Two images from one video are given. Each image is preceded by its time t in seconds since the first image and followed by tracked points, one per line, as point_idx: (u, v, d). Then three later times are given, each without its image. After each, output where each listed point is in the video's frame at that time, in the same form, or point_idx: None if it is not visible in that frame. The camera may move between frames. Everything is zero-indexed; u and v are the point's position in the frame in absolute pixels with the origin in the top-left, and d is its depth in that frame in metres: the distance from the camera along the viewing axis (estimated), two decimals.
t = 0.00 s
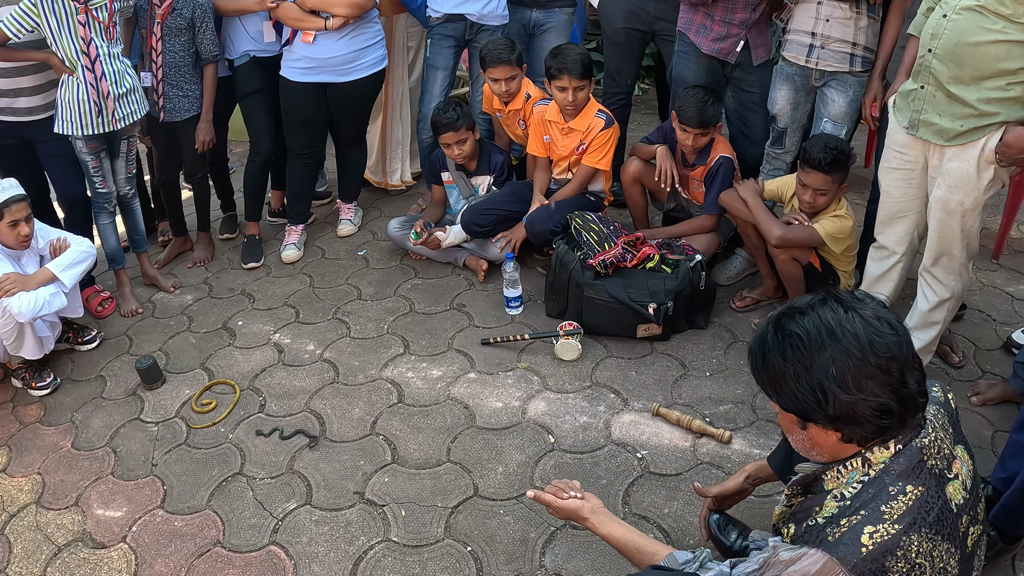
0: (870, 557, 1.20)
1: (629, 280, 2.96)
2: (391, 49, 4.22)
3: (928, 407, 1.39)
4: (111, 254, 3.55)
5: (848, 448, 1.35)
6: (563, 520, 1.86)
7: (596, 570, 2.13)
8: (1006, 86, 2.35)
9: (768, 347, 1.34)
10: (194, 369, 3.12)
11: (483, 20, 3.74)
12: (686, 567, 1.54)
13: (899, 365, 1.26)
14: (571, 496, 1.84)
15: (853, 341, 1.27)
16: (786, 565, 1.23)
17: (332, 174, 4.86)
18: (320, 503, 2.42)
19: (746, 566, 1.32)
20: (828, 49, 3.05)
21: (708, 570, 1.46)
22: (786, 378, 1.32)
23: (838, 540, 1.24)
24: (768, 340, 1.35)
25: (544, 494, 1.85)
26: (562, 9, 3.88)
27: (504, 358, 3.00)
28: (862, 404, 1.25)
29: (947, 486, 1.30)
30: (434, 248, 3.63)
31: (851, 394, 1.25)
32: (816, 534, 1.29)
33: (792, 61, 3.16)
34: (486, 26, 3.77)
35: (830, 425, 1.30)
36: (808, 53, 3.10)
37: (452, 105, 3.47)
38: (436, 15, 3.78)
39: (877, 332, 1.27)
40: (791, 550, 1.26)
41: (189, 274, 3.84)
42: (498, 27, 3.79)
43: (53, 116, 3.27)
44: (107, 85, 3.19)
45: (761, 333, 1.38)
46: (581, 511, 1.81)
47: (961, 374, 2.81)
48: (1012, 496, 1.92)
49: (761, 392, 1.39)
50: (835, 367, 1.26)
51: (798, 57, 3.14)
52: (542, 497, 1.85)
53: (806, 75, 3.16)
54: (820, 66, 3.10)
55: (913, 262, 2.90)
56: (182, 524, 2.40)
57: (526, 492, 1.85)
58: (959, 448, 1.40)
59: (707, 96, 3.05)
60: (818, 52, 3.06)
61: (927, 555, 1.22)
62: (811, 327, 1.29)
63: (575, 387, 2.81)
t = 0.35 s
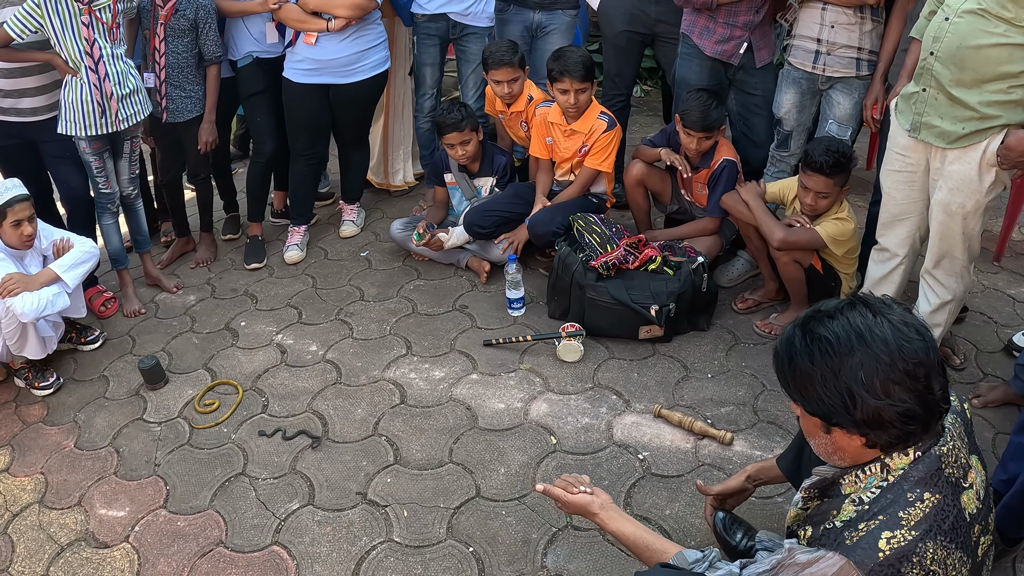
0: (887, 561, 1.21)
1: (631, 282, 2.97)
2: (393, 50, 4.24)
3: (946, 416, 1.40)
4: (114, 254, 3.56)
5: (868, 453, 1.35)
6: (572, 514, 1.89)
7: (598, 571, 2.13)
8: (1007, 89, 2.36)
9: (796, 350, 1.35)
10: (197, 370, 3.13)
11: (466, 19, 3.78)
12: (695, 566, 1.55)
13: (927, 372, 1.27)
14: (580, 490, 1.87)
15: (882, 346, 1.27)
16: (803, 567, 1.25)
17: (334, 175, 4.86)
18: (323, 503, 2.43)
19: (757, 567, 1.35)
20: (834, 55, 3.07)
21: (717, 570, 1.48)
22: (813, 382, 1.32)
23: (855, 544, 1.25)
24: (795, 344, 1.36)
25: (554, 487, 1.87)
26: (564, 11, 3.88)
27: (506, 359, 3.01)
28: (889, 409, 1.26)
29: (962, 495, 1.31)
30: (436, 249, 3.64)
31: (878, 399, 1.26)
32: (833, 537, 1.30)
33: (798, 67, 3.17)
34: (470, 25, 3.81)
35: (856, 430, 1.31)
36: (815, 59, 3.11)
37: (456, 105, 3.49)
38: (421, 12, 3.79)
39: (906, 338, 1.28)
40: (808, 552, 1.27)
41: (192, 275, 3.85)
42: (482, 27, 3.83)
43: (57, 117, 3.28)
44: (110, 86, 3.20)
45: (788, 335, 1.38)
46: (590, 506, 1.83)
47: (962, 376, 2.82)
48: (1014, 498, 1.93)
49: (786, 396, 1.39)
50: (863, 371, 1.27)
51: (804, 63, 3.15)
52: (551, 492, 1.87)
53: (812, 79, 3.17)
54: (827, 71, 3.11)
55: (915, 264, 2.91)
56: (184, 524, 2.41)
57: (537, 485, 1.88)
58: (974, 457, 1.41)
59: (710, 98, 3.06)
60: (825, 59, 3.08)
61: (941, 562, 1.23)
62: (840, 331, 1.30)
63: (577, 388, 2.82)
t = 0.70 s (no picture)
0: (900, 567, 1.21)
1: (632, 283, 2.97)
2: (394, 51, 4.24)
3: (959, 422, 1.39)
4: (116, 254, 3.57)
5: (883, 457, 1.35)
6: (574, 516, 1.88)
7: (598, 572, 2.13)
8: (1009, 91, 2.36)
9: (813, 355, 1.35)
10: (198, 370, 3.13)
11: (464, 19, 3.77)
12: (700, 570, 1.60)
13: (945, 376, 1.27)
14: (583, 492, 1.87)
15: (900, 350, 1.28)
16: (815, 572, 1.28)
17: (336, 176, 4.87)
18: (324, 503, 2.43)
19: (769, 569, 1.38)
20: (840, 58, 3.07)
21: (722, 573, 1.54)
22: (831, 388, 1.33)
23: (868, 549, 1.25)
24: (813, 349, 1.36)
25: (556, 490, 1.87)
26: (565, 12, 3.88)
27: (507, 360, 3.01)
28: (908, 414, 1.26)
29: (973, 502, 1.31)
30: (438, 250, 3.65)
31: (897, 404, 1.26)
32: (845, 542, 1.29)
33: (803, 70, 3.16)
34: (467, 26, 3.79)
35: (874, 435, 1.31)
36: (819, 62, 3.11)
37: (458, 106, 3.49)
38: (420, 13, 3.78)
39: (924, 342, 1.28)
40: (821, 557, 1.30)
41: (194, 275, 3.85)
42: (479, 28, 3.81)
43: (59, 116, 3.29)
44: (112, 86, 3.20)
45: (805, 340, 1.39)
46: (593, 508, 1.83)
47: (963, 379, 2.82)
48: (1014, 500, 1.93)
49: (805, 401, 1.39)
50: (882, 376, 1.27)
51: (809, 66, 3.14)
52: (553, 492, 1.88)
53: (817, 82, 3.17)
54: (832, 74, 3.11)
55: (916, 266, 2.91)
56: (185, 524, 2.41)
57: (538, 486, 1.88)
58: (984, 464, 1.41)
59: (711, 100, 3.06)
60: (830, 62, 3.07)
61: (951, 568, 1.24)
62: (859, 335, 1.31)
63: (578, 389, 2.82)
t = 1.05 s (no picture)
0: (908, 567, 1.22)
1: (631, 284, 2.97)
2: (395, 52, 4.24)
3: (968, 425, 1.39)
4: (115, 254, 3.56)
5: (892, 459, 1.35)
6: (575, 517, 1.88)
7: (597, 573, 2.13)
8: (1008, 93, 2.36)
9: (825, 357, 1.35)
10: (196, 370, 3.12)
11: (469, 20, 3.75)
12: (703, 570, 1.61)
13: (955, 377, 1.26)
14: (585, 492, 1.86)
15: (912, 351, 1.27)
16: (824, 570, 1.27)
17: (335, 176, 4.86)
18: (322, 504, 2.43)
19: (777, 568, 1.37)
20: (840, 59, 3.06)
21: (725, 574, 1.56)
22: (842, 389, 1.32)
23: (878, 549, 1.26)
24: (824, 351, 1.35)
25: (556, 490, 1.87)
26: (562, 12, 3.89)
27: (506, 361, 3.00)
28: (919, 415, 1.25)
29: (981, 505, 1.31)
30: (437, 250, 3.64)
31: (909, 404, 1.25)
32: (855, 541, 1.30)
33: (804, 72, 3.15)
34: (473, 25, 3.78)
35: (886, 437, 1.30)
36: (821, 63, 3.10)
37: (458, 106, 3.49)
38: (422, 15, 3.77)
39: (935, 343, 1.28)
40: (830, 556, 1.29)
41: (193, 275, 3.85)
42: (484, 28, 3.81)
43: (58, 116, 3.28)
44: (112, 85, 3.20)
45: (816, 343, 1.38)
46: (594, 508, 1.83)
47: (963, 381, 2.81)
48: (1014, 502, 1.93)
49: (816, 404, 1.38)
50: (894, 377, 1.27)
51: (810, 68, 3.13)
52: (556, 493, 1.87)
53: (817, 83, 3.17)
54: (833, 76, 3.11)
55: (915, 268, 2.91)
56: (183, 524, 2.40)
57: (538, 487, 1.87)
58: (991, 468, 1.41)
59: (711, 101, 3.06)
60: (831, 63, 3.07)
61: (959, 570, 1.24)
62: (870, 336, 1.30)
63: (577, 390, 2.82)
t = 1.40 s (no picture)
0: (922, 564, 1.20)
1: (629, 284, 2.96)
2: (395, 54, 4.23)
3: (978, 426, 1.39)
4: (112, 253, 3.55)
5: (906, 456, 1.35)
6: (577, 515, 1.88)
7: (594, 574, 2.13)
8: (1006, 93, 2.36)
9: (843, 352, 1.35)
10: (194, 369, 3.12)
11: (470, 20, 3.73)
12: (706, 571, 1.58)
13: (972, 373, 1.27)
14: (586, 491, 1.86)
15: (930, 347, 1.28)
16: (836, 566, 1.25)
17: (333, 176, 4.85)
18: (319, 504, 2.42)
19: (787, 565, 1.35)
20: (836, 59, 3.06)
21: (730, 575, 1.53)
22: (860, 385, 1.32)
23: (892, 545, 1.23)
24: (843, 346, 1.35)
25: (558, 488, 1.87)
26: (554, 11, 3.88)
27: (504, 361, 3.00)
28: (937, 411, 1.26)
29: (989, 505, 1.31)
30: (434, 250, 3.63)
31: (927, 400, 1.26)
32: (868, 537, 1.28)
33: (801, 71, 3.15)
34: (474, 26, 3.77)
35: (902, 433, 1.30)
36: (817, 63, 3.10)
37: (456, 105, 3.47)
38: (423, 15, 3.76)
39: (952, 340, 1.29)
40: (843, 552, 1.26)
41: (190, 274, 3.84)
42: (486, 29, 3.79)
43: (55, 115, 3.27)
44: (109, 84, 3.19)
45: (833, 338, 1.39)
46: (596, 508, 1.82)
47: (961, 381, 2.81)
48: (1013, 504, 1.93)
49: (832, 400, 1.38)
50: (913, 373, 1.27)
51: (807, 67, 3.13)
52: (557, 492, 1.87)
53: (814, 83, 3.17)
54: (829, 75, 3.11)
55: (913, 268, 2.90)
56: (180, 524, 2.40)
57: (539, 486, 1.87)
58: (997, 471, 1.42)
59: (708, 101, 3.06)
60: (827, 62, 3.07)
61: (969, 569, 1.23)
62: (889, 332, 1.31)
63: (575, 390, 2.81)
